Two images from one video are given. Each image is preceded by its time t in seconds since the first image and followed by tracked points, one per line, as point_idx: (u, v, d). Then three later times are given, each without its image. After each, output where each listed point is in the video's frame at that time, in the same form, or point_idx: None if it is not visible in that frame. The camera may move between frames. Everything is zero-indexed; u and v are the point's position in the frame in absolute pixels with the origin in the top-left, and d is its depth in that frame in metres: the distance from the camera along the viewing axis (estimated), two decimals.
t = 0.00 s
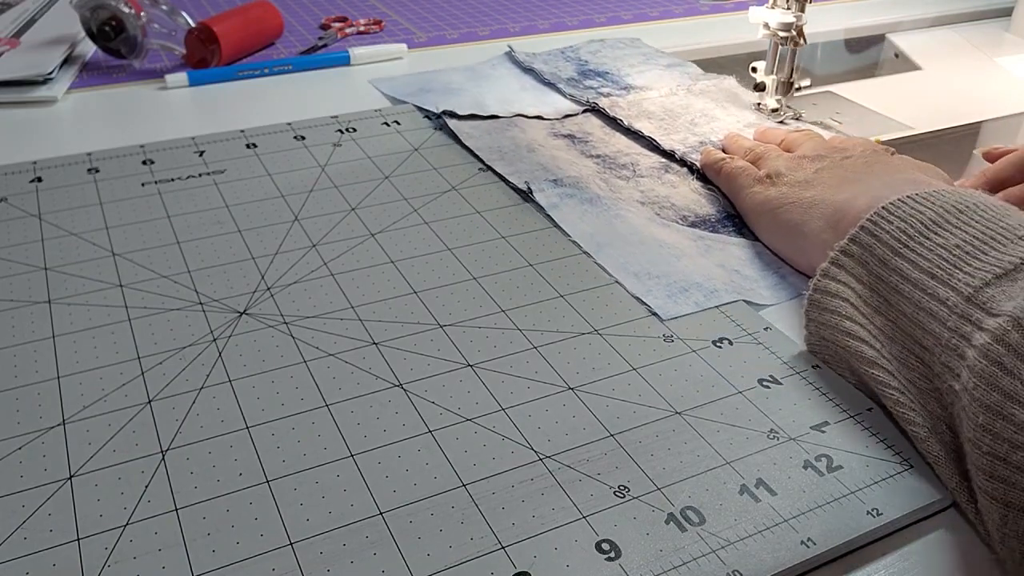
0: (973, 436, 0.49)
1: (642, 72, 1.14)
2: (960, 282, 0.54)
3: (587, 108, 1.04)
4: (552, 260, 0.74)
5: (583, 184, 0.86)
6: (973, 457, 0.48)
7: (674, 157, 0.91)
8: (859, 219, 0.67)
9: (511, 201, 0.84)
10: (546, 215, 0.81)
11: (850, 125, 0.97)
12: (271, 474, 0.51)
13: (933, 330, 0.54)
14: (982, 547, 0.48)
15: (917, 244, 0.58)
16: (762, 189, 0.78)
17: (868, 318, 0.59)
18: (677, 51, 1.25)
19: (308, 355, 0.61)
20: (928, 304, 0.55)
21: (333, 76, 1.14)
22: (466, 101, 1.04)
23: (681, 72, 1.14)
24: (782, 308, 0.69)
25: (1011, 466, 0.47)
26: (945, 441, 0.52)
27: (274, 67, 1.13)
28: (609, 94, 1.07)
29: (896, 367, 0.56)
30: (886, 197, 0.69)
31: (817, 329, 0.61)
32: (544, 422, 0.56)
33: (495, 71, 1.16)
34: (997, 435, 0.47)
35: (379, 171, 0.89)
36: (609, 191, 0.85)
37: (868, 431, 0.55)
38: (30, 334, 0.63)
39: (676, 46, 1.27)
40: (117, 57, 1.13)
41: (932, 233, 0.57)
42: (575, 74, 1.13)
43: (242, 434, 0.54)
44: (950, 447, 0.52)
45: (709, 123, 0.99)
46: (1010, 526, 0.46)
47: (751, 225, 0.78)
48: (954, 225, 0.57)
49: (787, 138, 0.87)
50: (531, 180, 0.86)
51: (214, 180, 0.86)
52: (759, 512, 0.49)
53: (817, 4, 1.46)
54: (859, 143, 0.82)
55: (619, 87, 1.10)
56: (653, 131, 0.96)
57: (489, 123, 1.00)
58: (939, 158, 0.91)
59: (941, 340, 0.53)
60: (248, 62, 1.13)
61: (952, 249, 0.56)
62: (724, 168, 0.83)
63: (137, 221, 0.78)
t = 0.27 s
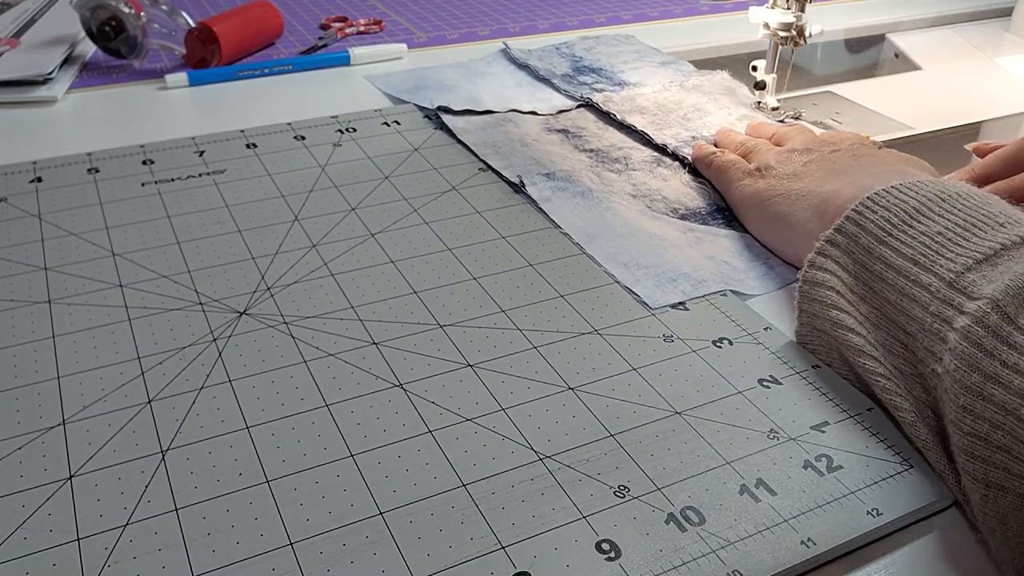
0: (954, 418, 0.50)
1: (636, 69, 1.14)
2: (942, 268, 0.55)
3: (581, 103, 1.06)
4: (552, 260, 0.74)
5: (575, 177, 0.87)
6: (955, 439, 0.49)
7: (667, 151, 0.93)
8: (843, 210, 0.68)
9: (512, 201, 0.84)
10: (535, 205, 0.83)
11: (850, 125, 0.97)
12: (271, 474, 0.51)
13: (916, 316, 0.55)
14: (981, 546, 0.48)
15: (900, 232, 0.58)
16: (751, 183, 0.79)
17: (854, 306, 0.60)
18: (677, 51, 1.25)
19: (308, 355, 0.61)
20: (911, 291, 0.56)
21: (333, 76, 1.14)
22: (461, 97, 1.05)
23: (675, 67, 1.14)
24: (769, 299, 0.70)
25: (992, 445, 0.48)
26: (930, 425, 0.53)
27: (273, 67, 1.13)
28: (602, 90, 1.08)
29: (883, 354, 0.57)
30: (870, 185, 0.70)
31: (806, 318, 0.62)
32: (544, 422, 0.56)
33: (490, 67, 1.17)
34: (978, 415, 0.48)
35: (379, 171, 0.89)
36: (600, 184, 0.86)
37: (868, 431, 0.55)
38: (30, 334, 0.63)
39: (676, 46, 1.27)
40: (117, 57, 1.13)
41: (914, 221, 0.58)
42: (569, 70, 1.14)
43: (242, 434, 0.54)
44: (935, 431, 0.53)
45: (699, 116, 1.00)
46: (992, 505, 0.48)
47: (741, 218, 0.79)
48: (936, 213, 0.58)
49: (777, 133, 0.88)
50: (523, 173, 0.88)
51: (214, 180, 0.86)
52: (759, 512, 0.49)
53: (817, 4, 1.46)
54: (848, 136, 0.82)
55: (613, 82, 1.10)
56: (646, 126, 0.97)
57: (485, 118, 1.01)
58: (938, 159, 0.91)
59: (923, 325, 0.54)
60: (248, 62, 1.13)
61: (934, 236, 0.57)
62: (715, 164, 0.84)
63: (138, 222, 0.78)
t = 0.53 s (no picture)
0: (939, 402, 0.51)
1: (628, 65, 1.16)
2: (926, 256, 0.56)
3: (574, 99, 1.07)
4: (552, 260, 0.74)
5: (566, 170, 0.89)
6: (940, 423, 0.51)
7: (659, 146, 0.94)
8: (830, 203, 0.69)
9: (512, 201, 0.84)
10: (528, 200, 0.84)
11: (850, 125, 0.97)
12: (271, 474, 0.51)
13: (901, 304, 0.56)
14: (981, 546, 0.48)
15: (886, 223, 0.60)
16: (741, 177, 0.81)
17: (841, 295, 0.61)
18: (677, 51, 1.25)
19: (308, 355, 0.61)
20: (896, 279, 0.57)
21: (333, 76, 1.14)
22: (455, 93, 1.07)
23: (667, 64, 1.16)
24: (755, 289, 0.71)
25: (976, 428, 0.49)
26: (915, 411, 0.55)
27: (274, 67, 1.13)
28: (595, 86, 1.09)
29: (869, 342, 0.58)
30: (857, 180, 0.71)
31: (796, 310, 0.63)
32: (544, 422, 0.56)
33: (484, 63, 1.18)
34: (962, 399, 0.50)
35: (379, 171, 0.89)
36: (592, 177, 0.88)
37: (868, 430, 0.55)
38: (30, 334, 0.63)
39: (676, 46, 1.27)
40: (117, 57, 1.13)
41: (901, 212, 0.60)
42: (563, 66, 1.16)
43: (242, 434, 0.54)
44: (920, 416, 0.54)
45: (692, 113, 1.02)
46: (975, 487, 0.49)
47: (730, 211, 0.81)
48: (921, 203, 0.59)
49: (767, 127, 0.89)
50: (516, 167, 0.89)
51: (214, 180, 0.86)
52: (759, 512, 0.49)
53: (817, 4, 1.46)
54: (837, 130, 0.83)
55: (606, 79, 1.12)
56: (637, 121, 0.99)
57: (481, 114, 1.03)
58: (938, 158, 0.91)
59: (908, 313, 0.55)
60: (248, 62, 1.13)
61: (919, 225, 0.58)
62: (706, 158, 0.86)
63: (137, 221, 0.78)
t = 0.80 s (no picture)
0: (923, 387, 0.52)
1: (624, 62, 1.18)
2: (909, 243, 0.57)
3: (569, 95, 1.09)
4: (552, 260, 0.74)
5: (558, 164, 0.90)
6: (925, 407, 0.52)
7: (650, 140, 0.96)
8: (815, 194, 0.70)
9: (513, 201, 0.84)
10: (522, 190, 0.85)
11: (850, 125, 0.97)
12: (271, 474, 0.51)
13: (886, 291, 0.57)
14: (982, 547, 0.48)
15: (871, 212, 0.61)
16: (729, 171, 0.82)
17: (830, 285, 0.62)
18: (677, 51, 1.25)
19: (308, 355, 0.61)
20: (881, 267, 0.58)
21: (333, 76, 1.14)
22: (451, 89, 1.08)
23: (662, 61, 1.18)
24: (739, 280, 0.73)
25: (959, 411, 0.50)
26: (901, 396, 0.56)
27: (273, 67, 1.13)
28: (590, 82, 1.11)
29: (855, 329, 0.59)
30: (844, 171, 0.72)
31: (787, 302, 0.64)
32: (544, 422, 0.56)
33: (482, 60, 1.19)
34: (946, 382, 0.51)
35: (379, 171, 0.89)
36: (583, 171, 0.89)
37: (868, 430, 0.55)
38: (30, 334, 0.63)
39: (676, 46, 1.27)
40: (117, 57, 1.13)
41: (885, 201, 0.61)
42: (558, 63, 1.17)
43: (242, 434, 0.54)
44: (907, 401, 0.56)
45: (685, 108, 1.03)
46: (958, 471, 0.50)
47: (720, 203, 0.82)
48: (904, 192, 0.60)
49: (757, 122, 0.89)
50: (509, 160, 0.91)
51: (214, 180, 0.86)
52: (759, 512, 0.49)
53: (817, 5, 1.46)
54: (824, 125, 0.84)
55: (601, 75, 1.13)
56: (630, 116, 1.01)
57: (476, 108, 1.04)
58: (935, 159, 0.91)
59: (893, 300, 0.56)
60: (248, 62, 1.13)
61: (903, 214, 0.59)
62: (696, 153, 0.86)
63: (138, 221, 0.78)
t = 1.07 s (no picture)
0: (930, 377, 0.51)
1: (616, 59, 1.19)
2: (926, 236, 0.55)
3: (562, 92, 1.10)
4: (552, 260, 0.74)
5: (552, 159, 0.91)
6: (932, 397, 0.51)
7: (642, 135, 0.97)
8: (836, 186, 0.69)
9: (513, 201, 0.84)
10: (516, 186, 0.86)
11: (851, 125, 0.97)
12: (271, 474, 0.51)
13: (900, 283, 0.56)
14: (983, 548, 0.48)
15: (889, 204, 0.59)
16: (740, 154, 0.80)
17: (841, 276, 0.60)
18: (677, 51, 1.25)
19: (308, 355, 0.61)
20: (896, 259, 0.56)
21: (333, 76, 1.14)
22: (445, 86, 1.09)
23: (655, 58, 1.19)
24: (732, 271, 0.74)
25: (967, 402, 0.49)
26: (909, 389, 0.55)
27: (273, 67, 1.13)
28: (583, 79, 1.12)
29: (867, 321, 0.58)
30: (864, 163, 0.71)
31: (795, 291, 0.63)
32: (544, 422, 0.56)
33: (474, 58, 1.20)
34: (955, 374, 0.49)
35: (379, 171, 0.89)
36: (577, 166, 0.90)
37: (868, 431, 0.55)
38: (30, 334, 0.63)
39: (676, 46, 1.27)
40: (117, 57, 1.13)
41: (903, 194, 0.58)
42: (552, 60, 1.18)
43: (242, 434, 0.54)
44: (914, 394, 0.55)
45: (676, 103, 1.05)
46: (965, 458, 0.49)
47: (733, 188, 0.80)
48: (922, 184, 0.58)
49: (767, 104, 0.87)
50: (503, 155, 0.91)
51: (214, 180, 0.86)
52: (759, 512, 0.49)
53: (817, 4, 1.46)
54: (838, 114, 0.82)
55: (594, 72, 1.14)
56: (624, 113, 1.01)
57: (467, 104, 1.05)
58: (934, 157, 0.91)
59: (907, 292, 0.55)
60: (248, 62, 1.13)
61: (920, 206, 0.57)
62: (704, 133, 0.84)
63: (138, 222, 0.78)
